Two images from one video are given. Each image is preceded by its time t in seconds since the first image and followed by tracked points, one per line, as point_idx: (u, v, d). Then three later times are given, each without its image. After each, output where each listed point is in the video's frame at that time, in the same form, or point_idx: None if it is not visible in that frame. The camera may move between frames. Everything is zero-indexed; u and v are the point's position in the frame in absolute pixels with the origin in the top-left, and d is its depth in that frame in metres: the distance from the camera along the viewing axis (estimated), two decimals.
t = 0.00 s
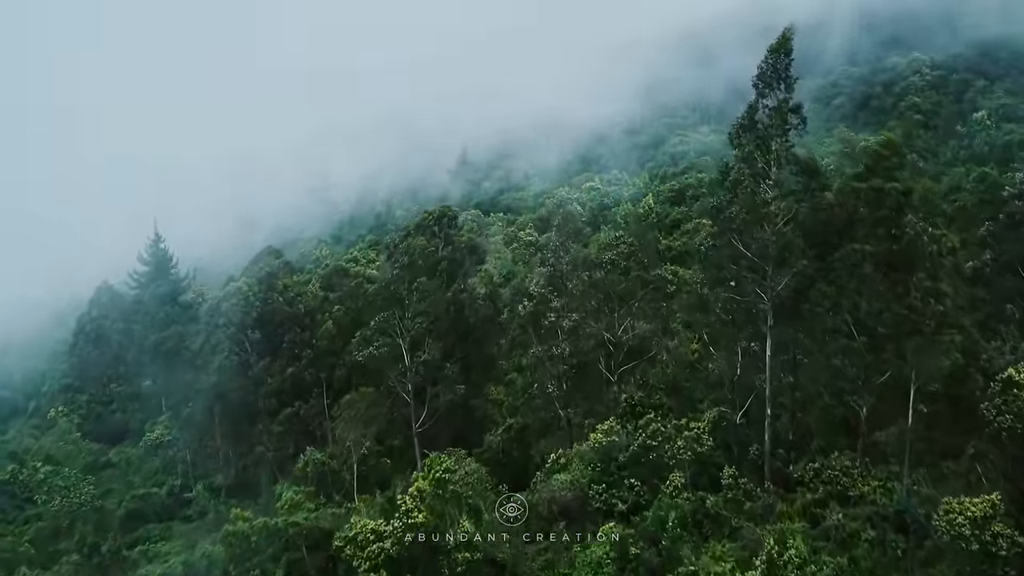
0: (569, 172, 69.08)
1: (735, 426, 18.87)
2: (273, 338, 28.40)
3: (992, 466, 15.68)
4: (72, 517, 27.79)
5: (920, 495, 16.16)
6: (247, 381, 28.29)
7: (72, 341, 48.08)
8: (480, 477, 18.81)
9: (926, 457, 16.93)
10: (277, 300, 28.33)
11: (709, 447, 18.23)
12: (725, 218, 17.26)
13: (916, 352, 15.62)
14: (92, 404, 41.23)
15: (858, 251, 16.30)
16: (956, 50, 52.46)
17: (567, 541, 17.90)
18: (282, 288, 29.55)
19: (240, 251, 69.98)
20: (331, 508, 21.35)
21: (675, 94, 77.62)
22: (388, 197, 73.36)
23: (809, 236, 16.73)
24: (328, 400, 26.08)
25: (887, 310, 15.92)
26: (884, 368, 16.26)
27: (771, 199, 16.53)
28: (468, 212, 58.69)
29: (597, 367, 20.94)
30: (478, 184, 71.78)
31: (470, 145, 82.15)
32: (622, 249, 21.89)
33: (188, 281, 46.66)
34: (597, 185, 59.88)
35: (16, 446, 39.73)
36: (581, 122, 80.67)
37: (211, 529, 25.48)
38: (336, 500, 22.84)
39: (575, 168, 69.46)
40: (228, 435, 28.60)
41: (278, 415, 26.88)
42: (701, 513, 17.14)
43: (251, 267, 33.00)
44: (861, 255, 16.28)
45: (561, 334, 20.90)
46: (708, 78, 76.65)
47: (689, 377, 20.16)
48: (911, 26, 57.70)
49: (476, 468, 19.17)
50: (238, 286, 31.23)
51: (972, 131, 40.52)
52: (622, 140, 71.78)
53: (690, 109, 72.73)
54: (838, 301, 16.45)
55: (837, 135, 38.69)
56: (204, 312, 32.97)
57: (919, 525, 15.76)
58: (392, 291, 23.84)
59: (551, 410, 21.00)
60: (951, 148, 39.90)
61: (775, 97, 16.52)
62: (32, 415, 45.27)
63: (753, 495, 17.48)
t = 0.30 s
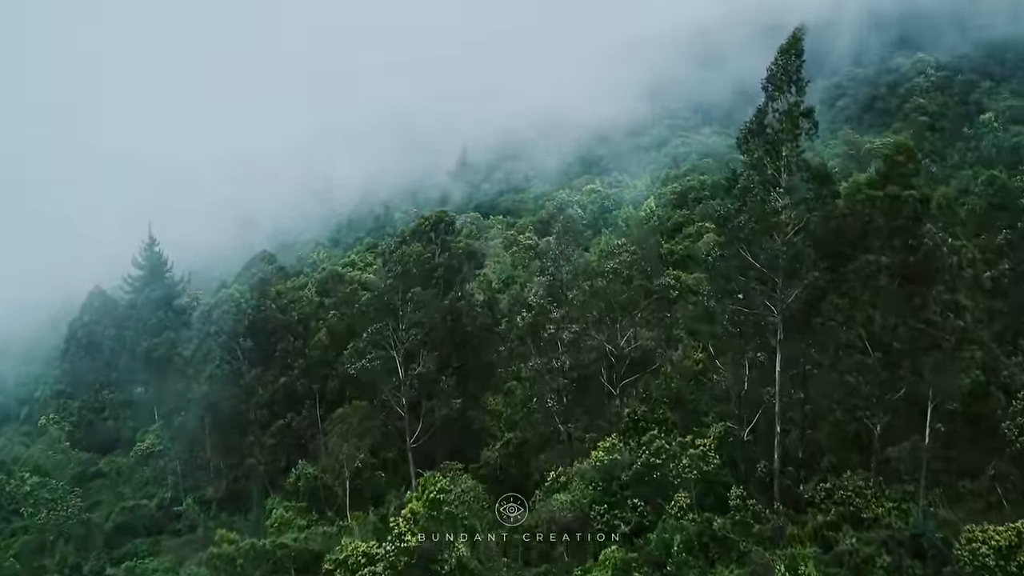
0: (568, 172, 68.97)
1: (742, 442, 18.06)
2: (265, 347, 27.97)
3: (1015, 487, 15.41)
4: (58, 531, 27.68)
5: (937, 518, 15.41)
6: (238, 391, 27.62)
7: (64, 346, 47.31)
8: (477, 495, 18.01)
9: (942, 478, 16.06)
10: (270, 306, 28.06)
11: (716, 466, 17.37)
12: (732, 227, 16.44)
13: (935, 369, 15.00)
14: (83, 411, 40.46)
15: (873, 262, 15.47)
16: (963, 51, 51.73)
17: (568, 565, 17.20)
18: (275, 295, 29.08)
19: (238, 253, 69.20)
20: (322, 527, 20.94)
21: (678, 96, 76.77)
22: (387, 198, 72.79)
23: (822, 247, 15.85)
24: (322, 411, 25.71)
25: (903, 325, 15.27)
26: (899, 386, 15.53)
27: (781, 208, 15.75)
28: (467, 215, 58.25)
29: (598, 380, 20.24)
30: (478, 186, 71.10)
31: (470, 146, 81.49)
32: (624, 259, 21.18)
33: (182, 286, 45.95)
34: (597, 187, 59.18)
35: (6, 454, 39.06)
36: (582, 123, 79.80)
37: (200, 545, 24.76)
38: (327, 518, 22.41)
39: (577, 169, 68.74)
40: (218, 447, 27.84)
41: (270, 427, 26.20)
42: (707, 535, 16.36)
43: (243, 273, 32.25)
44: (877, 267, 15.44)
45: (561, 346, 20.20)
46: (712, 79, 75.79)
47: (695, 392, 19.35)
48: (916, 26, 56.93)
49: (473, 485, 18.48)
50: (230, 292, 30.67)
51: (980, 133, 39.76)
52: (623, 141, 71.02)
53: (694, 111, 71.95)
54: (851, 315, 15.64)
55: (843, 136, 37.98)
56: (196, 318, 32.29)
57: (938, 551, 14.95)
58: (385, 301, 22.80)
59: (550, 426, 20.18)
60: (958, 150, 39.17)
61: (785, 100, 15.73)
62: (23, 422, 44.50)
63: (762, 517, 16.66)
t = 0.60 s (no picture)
0: (567, 175, 67.59)
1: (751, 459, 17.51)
2: (258, 356, 27.61)
3: None
4: (46, 545, 26.84)
5: (958, 544, 14.63)
6: (231, 401, 26.96)
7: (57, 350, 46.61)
8: (474, 516, 17.57)
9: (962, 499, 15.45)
10: (262, 314, 27.58)
11: (724, 486, 16.63)
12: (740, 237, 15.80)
13: (955, 387, 14.28)
14: (75, 418, 39.74)
15: (891, 274, 14.54)
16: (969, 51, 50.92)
17: None
18: (270, 302, 28.57)
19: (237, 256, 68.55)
20: (314, 546, 20.44)
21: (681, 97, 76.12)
22: (386, 200, 72.29)
23: (840, 259, 14.96)
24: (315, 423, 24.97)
25: (923, 341, 14.49)
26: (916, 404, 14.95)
27: (795, 217, 14.91)
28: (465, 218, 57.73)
29: (600, 395, 19.44)
30: (478, 188, 70.46)
31: (470, 148, 81.06)
32: (628, 267, 19.61)
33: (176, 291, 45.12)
34: (598, 190, 58.11)
35: None
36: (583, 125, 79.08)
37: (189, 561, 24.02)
38: (320, 536, 21.75)
39: (577, 170, 67.94)
40: (209, 459, 27.09)
41: (261, 440, 25.44)
42: (715, 560, 15.48)
43: (236, 280, 31.44)
44: (893, 280, 14.56)
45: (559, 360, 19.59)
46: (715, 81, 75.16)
47: (701, 408, 18.65)
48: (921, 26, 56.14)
49: (471, 504, 18.16)
50: (219, 300, 29.49)
51: (988, 134, 38.96)
52: (624, 142, 70.20)
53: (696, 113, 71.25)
54: (867, 331, 14.85)
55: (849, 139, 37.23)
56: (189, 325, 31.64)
57: None
58: (379, 312, 21.96)
59: (550, 441, 19.62)
60: (966, 151, 38.28)
61: (798, 103, 14.99)
62: (14, 428, 43.80)
63: (773, 541, 15.88)
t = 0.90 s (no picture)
0: (568, 177, 66.91)
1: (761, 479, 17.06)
2: (251, 365, 27.21)
3: None
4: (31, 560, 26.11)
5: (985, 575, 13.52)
6: (222, 411, 26.08)
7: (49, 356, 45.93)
8: (473, 538, 17.06)
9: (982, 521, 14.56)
10: (255, 322, 27.16)
11: (735, 509, 15.78)
12: (746, 246, 15.27)
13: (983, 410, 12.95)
14: (66, 427, 39.04)
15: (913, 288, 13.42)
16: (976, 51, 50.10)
17: None
18: (264, 310, 27.99)
19: (238, 261, 68.15)
20: (302, 568, 19.28)
21: (688, 103, 76.05)
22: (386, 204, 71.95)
23: (856, 270, 14.42)
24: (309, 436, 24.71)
25: (945, 360, 13.21)
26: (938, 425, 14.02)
27: (810, 227, 14.06)
28: (466, 221, 57.22)
29: (605, 410, 18.77)
30: (478, 191, 69.99)
31: (470, 152, 80.75)
32: (633, 277, 18.67)
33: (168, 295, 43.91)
34: (600, 192, 57.27)
35: None
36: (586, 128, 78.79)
37: None
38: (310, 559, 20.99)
39: (578, 172, 67.32)
40: (200, 472, 26.26)
41: (251, 453, 24.61)
42: None
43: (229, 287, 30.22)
44: (917, 294, 13.43)
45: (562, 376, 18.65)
46: (726, 88, 75.41)
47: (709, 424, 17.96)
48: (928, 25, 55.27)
49: (471, 529, 17.42)
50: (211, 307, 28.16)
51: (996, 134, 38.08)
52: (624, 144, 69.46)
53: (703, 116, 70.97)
54: (887, 348, 13.97)
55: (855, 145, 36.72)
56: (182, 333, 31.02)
57: None
58: (371, 324, 20.80)
59: (551, 456, 18.57)
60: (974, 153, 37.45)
61: (812, 107, 14.26)
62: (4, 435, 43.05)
63: (787, 568, 14.55)
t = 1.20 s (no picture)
0: (569, 178, 66.19)
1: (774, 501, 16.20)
2: (241, 374, 26.40)
3: None
4: None
5: None
6: (213, 423, 25.15)
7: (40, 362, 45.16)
8: (471, 562, 16.26)
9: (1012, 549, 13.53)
10: (247, 331, 26.44)
11: (747, 533, 14.90)
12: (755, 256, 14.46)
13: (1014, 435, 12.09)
14: (58, 435, 38.34)
15: (937, 304, 12.61)
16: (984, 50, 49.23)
17: None
18: (256, 317, 27.26)
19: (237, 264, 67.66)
20: None
21: (692, 104, 75.37)
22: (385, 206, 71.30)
23: (875, 285, 13.64)
24: (303, 450, 23.92)
25: (973, 381, 12.31)
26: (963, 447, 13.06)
27: (828, 240, 13.31)
28: (466, 224, 56.58)
29: (608, 427, 17.93)
30: (478, 194, 69.27)
31: (470, 153, 80.08)
32: (638, 289, 17.67)
33: (163, 299, 43.12)
34: (601, 194, 56.51)
35: None
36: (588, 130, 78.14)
37: None
38: None
39: (579, 174, 66.54)
40: (190, 486, 25.47)
41: (242, 467, 23.81)
42: None
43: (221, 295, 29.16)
44: (942, 310, 12.55)
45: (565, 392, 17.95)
46: (732, 88, 74.76)
47: (716, 442, 17.22)
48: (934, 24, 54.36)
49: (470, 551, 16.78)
50: (201, 316, 27.16)
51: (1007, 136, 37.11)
52: (625, 145, 68.53)
53: (707, 117, 70.34)
54: (912, 367, 12.97)
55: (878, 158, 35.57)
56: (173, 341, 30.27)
57: None
58: (364, 338, 19.98)
59: (552, 476, 18.04)
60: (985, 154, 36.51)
61: (830, 111, 13.49)
62: None
63: None
